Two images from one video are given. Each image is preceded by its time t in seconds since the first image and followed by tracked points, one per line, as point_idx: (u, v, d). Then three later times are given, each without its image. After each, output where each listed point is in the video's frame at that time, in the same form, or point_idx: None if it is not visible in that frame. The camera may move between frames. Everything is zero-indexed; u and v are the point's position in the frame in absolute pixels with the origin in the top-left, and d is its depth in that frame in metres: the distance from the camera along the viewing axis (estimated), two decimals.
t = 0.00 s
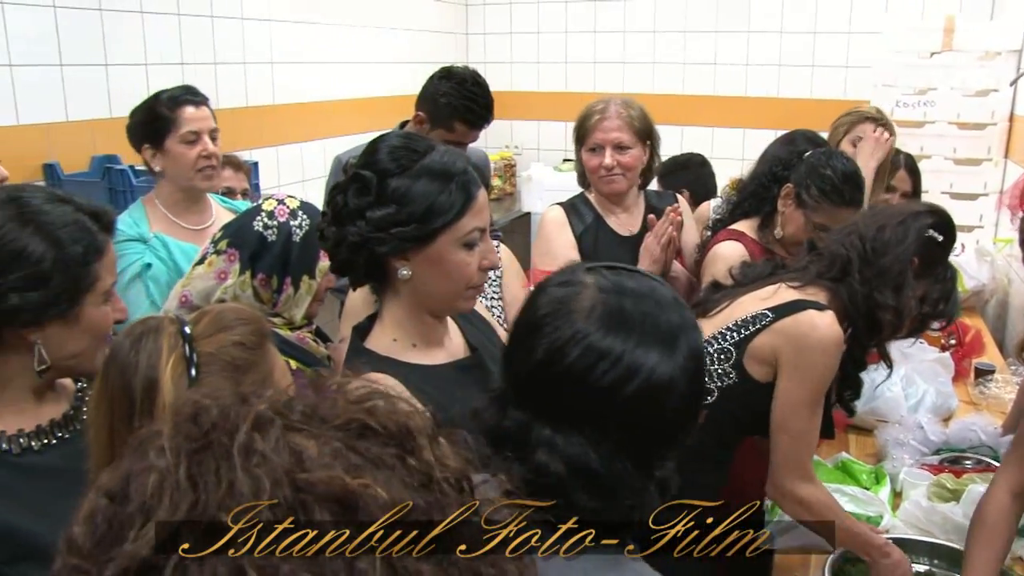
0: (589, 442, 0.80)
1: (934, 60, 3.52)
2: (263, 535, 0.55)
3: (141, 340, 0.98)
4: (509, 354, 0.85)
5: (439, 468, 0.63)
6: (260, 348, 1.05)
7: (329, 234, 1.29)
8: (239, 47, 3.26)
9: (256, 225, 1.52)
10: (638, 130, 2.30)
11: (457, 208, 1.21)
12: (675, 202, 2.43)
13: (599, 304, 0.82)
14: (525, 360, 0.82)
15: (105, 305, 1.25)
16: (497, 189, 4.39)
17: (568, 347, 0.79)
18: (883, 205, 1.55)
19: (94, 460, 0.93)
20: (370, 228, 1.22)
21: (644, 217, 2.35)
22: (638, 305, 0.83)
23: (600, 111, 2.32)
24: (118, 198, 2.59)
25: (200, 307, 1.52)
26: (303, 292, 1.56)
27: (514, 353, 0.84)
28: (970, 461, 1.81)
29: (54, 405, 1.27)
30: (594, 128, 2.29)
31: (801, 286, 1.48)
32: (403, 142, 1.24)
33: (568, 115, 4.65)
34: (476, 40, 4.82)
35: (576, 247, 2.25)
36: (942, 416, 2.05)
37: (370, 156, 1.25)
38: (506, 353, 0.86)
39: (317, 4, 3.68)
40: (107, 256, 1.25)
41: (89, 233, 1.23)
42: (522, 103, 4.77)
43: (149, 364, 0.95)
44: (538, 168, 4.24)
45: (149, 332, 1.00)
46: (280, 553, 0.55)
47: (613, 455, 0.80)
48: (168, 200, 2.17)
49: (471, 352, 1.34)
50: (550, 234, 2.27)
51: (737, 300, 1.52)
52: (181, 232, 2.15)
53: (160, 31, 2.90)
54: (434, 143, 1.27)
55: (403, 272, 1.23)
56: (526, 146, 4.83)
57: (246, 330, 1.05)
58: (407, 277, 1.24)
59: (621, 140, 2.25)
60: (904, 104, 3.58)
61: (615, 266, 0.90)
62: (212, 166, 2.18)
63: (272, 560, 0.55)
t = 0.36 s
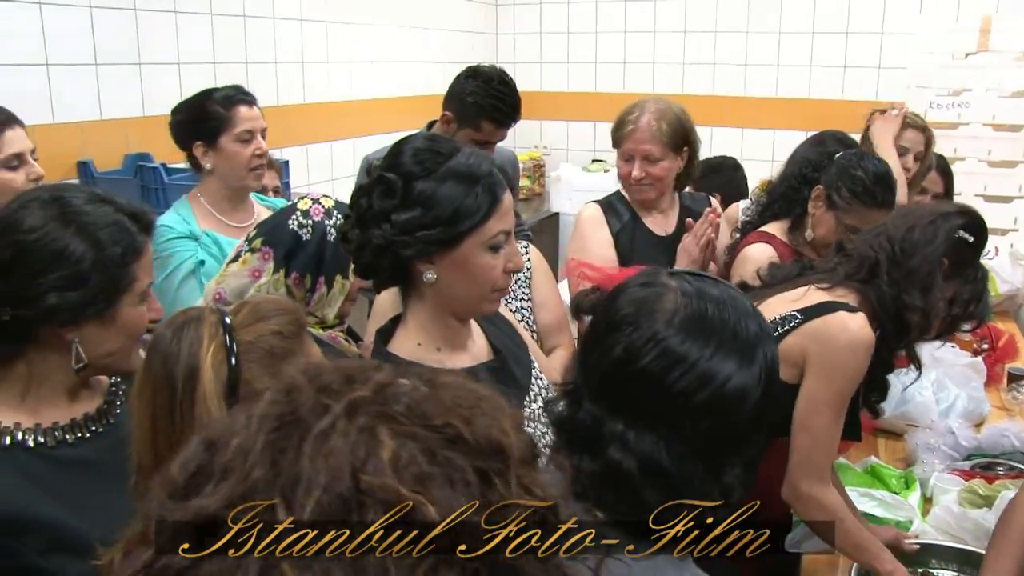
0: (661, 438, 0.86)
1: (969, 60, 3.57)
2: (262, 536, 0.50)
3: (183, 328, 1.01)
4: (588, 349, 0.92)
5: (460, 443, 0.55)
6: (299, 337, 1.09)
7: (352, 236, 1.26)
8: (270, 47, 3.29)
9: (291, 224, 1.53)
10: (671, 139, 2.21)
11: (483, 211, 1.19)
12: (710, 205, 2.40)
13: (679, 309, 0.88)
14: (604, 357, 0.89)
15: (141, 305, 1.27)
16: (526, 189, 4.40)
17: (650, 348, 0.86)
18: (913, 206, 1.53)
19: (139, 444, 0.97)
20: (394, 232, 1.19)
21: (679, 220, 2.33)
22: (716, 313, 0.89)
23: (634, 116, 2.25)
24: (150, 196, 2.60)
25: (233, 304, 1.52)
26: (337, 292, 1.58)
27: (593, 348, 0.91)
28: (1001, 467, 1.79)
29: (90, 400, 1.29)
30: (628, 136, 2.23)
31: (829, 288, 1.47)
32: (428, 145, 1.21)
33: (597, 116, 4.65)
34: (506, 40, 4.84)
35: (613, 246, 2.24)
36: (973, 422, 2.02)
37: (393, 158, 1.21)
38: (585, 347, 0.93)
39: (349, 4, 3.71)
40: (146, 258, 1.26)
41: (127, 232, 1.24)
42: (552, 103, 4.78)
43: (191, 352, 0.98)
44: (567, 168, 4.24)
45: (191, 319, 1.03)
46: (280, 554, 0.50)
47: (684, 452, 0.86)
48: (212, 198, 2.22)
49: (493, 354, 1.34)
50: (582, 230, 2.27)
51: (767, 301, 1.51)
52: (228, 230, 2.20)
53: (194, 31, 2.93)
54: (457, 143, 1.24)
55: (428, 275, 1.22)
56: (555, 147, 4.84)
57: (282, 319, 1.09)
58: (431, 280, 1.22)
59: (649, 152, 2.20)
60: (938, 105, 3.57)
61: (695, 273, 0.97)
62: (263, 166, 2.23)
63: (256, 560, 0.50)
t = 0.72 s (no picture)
0: (673, 432, 0.88)
1: (971, 60, 3.55)
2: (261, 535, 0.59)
3: (187, 324, 1.02)
4: (597, 349, 0.94)
5: (457, 438, 0.57)
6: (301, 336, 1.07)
7: (349, 241, 1.25)
8: (273, 46, 3.29)
9: (294, 226, 1.54)
10: (682, 147, 2.22)
11: (482, 215, 1.18)
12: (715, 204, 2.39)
13: (686, 305, 0.91)
14: (614, 354, 0.91)
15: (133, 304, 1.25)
16: (529, 189, 4.40)
17: (659, 344, 0.88)
18: (916, 206, 1.52)
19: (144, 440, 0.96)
20: (392, 235, 1.18)
21: (686, 219, 2.34)
22: (723, 308, 0.91)
23: (642, 120, 2.25)
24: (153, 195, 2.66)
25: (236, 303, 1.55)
26: (340, 294, 1.58)
27: (603, 346, 0.94)
28: (1004, 467, 1.79)
29: (90, 398, 1.29)
30: (634, 138, 2.23)
31: (831, 288, 1.47)
32: (425, 146, 1.20)
33: (599, 115, 4.65)
34: (509, 40, 4.84)
35: (621, 246, 2.24)
36: (975, 422, 2.01)
37: (391, 161, 1.20)
38: (594, 348, 0.95)
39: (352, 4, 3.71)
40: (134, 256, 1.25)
41: (122, 228, 1.24)
42: (554, 102, 4.78)
43: (192, 347, 0.99)
44: (570, 168, 4.23)
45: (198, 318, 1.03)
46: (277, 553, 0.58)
47: (696, 447, 0.88)
48: (229, 198, 2.23)
49: (494, 356, 1.34)
50: (588, 229, 2.27)
51: (770, 300, 1.52)
52: (243, 230, 2.21)
53: (197, 31, 2.94)
54: (456, 146, 1.24)
55: (427, 278, 1.21)
56: (558, 146, 4.84)
57: (285, 315, 1.07)
58: (430, 284, 1.22)
59: (655, 155, 2.20)
60: (940, 105, 3.56)
61: (700, 270, 0.99)
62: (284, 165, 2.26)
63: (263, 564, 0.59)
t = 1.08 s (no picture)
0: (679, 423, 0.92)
1: (974, 60, 3.55)
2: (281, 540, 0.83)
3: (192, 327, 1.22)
4: (606, 342, 0.98)
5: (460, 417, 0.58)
6: (273, 326, 1.16)
7: (357, 240, 1.26)
8: (278, 45, 3.30)
9: (303, 223, 1.55)
10: (689, 144, 2.23)
11: (490, 215, 1.19)
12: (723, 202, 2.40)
13: (690, 301, 0.94)
14: (622, 348, 0.95)
15: (102, 292, 1.22)
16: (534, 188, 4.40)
17: (665, 339, 0.92)
18: (920, 206, 1.53)
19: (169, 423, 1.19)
20: (402, 234, 1.19)
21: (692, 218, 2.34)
22: (726, 302, 0.95)
23: (651, 116, 2.26)
24: (157, 194, 2.63)
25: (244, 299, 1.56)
26: (348, 293, 1.57)
27: (611, 341, 0.98)
28: (1007, 465, 1.79)
29: (102, 392, 1.30)
30: (644, 134, 2.24)
31: (834, 287, 1.47)
32: (434, 145, 1.21)
33: (603, 114, 4.66)
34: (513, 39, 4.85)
35: (629, 244, 2.24)
36: (979, 420, 2.01)
37: (400, 160, 1.22)
38: (602, 342, 0.99)
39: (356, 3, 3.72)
40: (96, 244, 1.21)
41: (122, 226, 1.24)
42: (558, 101, 4.79)
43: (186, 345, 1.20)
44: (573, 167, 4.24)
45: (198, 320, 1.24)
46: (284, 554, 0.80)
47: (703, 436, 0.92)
48: (242, 198, 2.24)
49: (500, 355, 1.33)
50: (595, 227, 2.28)
51: (774, 297, 1.52)
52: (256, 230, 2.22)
53: (202, 30, 2.95)
54: (465, 146, 1.24)
55: (436, 278, 1.21)
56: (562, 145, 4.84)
57: (270, 306, 1.19)
58: (440, 283, 1.22)
59: (663, 150, 2.21)
60: (944, 104, 3.54)
61: (703, 265, 1.03)
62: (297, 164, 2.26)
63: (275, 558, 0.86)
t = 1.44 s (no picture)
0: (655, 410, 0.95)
1: (945, 60, 3.53)
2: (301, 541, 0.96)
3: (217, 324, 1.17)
4: (580, 337, 1.01)
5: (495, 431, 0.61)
6: (302, 330, 1.13)
7: (346, 238, 1.27)
8: (254, 45, 3.30)
9: (289, 223, 1.56)
10: (662, 136, 2.26)
11: (480, 213, 1.21)
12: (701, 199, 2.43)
13: (658, 292, 0.98)
14: (595, 342, 0.98)
15: (36, 290, 1.14)
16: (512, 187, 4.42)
17: (636, 330, 0.95)
18: (895, 206, 1.56)
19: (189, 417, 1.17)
20: (392, 232, 1.20)
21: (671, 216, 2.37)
22: (692, 290, 0.98)
23: (625, 112, 2.31)
24: (136, 195, 2.62)
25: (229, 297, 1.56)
26: (332, 290, 1.60)
27: (584, 335, 1.01)
28: (979, 456, 1.84)
29: (92, 388, 1.26)
30: (616, 127, 2.29)
31: (814, 287, 1.50)
32: (422, 144, 1.22)
33: (579, 113, 4.68)
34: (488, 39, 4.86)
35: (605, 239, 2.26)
36: (951, 411, 2.05)
37: (388, 160, 1.23)
38: (576, 337, 1.02)
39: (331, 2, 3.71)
40: (29, 239, 1.14)
41: (102, 222, 1.23)
42: (534, 101, 4.81)
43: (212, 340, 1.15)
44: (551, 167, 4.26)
45: (219, 316, 1.20)
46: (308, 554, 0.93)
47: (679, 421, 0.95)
48: (221, 197, 2.24)
49: (488, 350, 1.35)
50: (574, 225, 2.30)
51: (755, 296, 1.55)
52: (234, 231, 2.23)
53: (177, 30, 2.94)
54: (452, 145, 1.26)
55: (426, 274, 1.23)
56: (538, 144, 4.86)
57: (293, 310, 1.15)
58: (429, 280, 1.23)
59: (635, 142, 2.24)
60: (914, 103, 3.60)
61: (670, 256, 1.05)
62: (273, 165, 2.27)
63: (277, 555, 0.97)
